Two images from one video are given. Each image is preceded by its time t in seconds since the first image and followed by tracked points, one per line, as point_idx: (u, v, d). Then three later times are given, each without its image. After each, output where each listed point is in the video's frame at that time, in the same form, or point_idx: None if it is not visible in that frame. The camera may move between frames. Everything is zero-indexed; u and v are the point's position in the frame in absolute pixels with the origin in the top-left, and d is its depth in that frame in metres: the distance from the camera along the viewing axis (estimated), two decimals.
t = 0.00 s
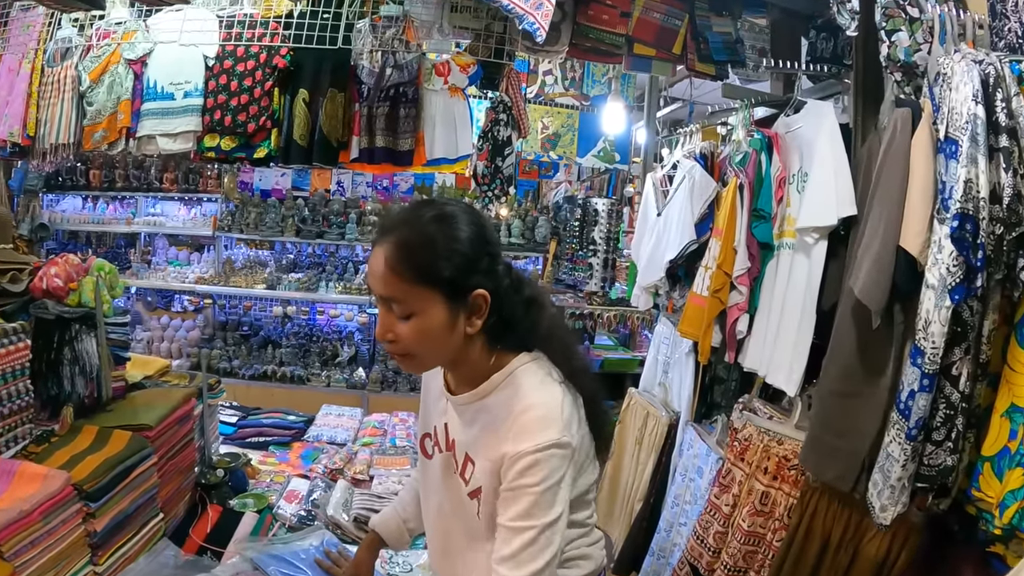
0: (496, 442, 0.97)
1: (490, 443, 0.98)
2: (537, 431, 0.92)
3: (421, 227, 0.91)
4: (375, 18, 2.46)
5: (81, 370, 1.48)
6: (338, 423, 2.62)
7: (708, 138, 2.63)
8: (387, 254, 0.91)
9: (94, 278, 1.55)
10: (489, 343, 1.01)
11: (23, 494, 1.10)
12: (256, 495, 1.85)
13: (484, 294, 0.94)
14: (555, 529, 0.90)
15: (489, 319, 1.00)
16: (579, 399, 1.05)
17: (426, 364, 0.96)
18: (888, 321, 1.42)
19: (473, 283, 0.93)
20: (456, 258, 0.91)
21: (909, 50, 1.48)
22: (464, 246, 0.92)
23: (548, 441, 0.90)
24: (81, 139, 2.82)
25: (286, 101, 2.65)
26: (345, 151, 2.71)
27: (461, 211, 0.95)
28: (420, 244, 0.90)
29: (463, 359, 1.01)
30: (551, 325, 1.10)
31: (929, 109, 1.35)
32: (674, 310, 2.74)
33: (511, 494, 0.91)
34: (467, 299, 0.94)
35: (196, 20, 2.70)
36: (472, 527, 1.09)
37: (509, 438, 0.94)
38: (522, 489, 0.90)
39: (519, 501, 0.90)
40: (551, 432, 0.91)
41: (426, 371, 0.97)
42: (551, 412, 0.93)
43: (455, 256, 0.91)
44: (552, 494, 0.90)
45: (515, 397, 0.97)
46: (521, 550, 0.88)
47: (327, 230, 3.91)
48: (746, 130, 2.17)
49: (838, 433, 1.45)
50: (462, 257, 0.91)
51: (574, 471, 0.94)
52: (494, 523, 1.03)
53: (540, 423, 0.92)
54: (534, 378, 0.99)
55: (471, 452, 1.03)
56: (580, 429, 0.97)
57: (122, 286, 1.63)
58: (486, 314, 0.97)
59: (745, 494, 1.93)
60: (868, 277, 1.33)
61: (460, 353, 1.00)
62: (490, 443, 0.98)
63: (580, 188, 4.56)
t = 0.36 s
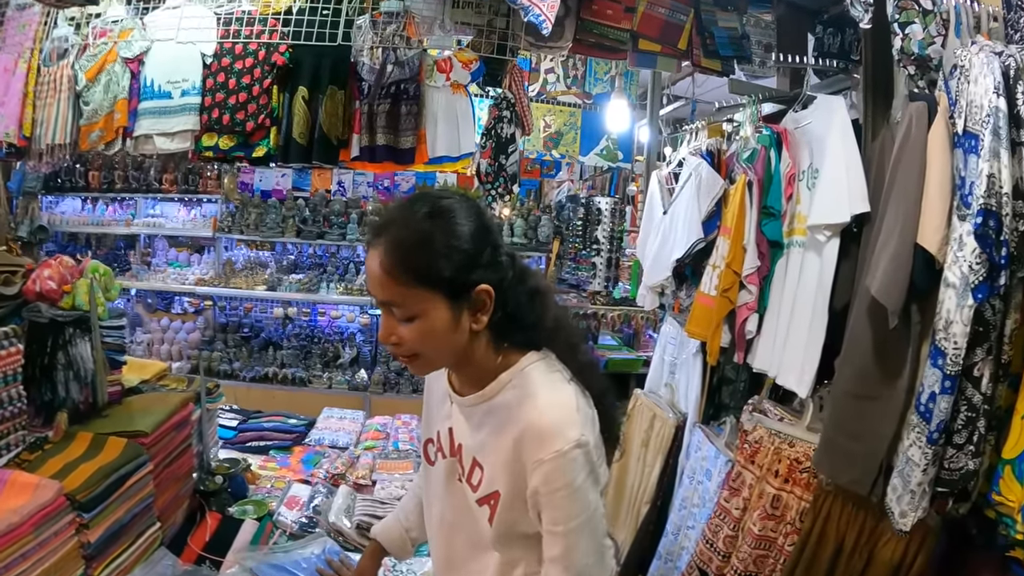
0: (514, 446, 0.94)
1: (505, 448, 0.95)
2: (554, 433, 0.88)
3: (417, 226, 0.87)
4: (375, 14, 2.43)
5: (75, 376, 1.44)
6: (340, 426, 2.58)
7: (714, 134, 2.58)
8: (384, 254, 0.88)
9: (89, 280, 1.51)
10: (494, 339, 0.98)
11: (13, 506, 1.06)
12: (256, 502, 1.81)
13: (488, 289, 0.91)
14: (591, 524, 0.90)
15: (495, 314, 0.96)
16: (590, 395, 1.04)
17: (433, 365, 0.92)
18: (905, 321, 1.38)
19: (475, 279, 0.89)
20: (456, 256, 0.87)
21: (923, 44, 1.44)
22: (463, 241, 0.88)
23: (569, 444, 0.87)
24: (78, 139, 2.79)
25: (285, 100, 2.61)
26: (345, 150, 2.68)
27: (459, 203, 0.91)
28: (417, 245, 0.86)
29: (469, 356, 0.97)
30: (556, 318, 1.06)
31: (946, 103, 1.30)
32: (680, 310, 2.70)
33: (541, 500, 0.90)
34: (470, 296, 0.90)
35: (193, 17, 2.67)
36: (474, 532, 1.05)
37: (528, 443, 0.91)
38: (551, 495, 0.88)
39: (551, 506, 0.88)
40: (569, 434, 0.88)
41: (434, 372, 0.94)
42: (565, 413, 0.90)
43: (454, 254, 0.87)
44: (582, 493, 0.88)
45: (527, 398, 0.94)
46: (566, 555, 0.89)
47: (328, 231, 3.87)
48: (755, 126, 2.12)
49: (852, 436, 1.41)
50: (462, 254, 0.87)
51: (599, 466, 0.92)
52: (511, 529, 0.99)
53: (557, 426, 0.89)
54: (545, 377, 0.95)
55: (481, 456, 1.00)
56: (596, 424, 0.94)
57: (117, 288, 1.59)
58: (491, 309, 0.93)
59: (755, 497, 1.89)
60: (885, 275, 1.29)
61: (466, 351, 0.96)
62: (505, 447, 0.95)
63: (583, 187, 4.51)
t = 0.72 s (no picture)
0: (518, 441, 0.94)
1: (508, 447, 0.95)
2: (561, 432, 0.89)
3: (389, 304, 0.82)
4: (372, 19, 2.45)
5: (72, 387, 1.44)
6: (339, 431, 2.58)
7: (712, 137, 2.57)
8: (364, 330, 0.85)
9: (86, 290, 1.51)
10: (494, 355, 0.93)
11: (11, 520, 1.06)
12: (254, 510, 1.81)
13: (476, 338, 0.86)
14: (576, 529, 0.88)
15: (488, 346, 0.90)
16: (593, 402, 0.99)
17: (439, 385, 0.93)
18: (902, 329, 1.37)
19: (461, 332, 0.84)
20: (434, 330, 0.82)
21: (922, 48, 1.43)
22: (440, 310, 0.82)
23: (576, 443, 0.88)
24: (74, 146, 2.78)
25: (282, 105, 2.61)
26: (341, 156, 2.67)
27: (428, 263, 0.84)
28: (392, 330, 0.82)
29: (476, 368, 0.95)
30: (552, 337, 0.97)
31: (945, 109, 1.29)
32: (679, 314, 2.69)
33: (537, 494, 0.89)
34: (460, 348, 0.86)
35: (189, 23, 2.66)
36: (474, 531, 1.05)
37: (534, 440, 0.91)
38: (548, 489, 0.88)
39: (546, 501, 0.88)
40: (576, 434, 0.89)
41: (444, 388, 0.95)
42: (574, 413, 0.91)
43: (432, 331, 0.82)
44: (577, 494, 0.88)
45: (533, 399, 0.94)
46: (545, 552, 0.87)
47: (327, 233, 3.87)
48: (752, 128, 2.11)
49: (851, 444, 1.40)
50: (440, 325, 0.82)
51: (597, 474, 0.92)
52: (510, 526, 0.99)
53: (564, 424, 0.90)
54: (552, 381, 0.96)
55: (485, 454, 1.00)
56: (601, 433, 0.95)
57: (114, 298, 1.59)
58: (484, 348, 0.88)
59: (753, 503, 1.89)
60: (883, 283, 1.28)
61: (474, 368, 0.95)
62: (509, 445, 0.95)
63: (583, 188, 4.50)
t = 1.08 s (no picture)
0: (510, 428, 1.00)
1: (501, 434, 1.02)
2: (548, 421, 0.95)
3: (407, 271, 0.89)
4: (371, 28, 2.54)
5: (89, 384, 1.51)
6: (344, 428, 2.65)
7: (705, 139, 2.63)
8: (379, 298, 0.91)
9: (100, 293, 1.57)
10: (491, 345, 1.04)
11: (37, 509, 1.13)
12: (263, 502, 1.88)
13: (482, 315, 0.93)
14: (562, 512, 0.94)
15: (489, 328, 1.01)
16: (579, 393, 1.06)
17: (437, 373, 1.00)
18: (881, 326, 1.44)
19: (470, 307, 0.92)
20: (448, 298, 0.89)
21: (900, 54, 1.49)
22: (453, 281, 0.90)
23: (562, 428, 0.94)
24: (83, 152, 2.85)
25: (285, 112, 2.68)
26: (345, 160, 2.71)
27: (444, 240, 0.91)
28: (408, 294, 0.88)
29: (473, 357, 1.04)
30: (543, 326, 1.08)
31: (921, 114, 1.35)
32: (674, 311, 2.76)
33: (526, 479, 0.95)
34: (466, 323, 0.93)
35: (193, 32, 2.72)
36: (472, 516, 1.11)
37: (524, 426, 0.98)
38: (536, 473, 0.93)
39: (534, 484, 0.93)
40: (563, 420, 0.95)
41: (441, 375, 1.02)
42: (561, 401, 0.98)
43: (446, 298, 0.89)
44: (564, 477, 0.93)
45: (523, 389, 1.01)
46: (534, 531, 0.93)
47: (329, 234, 3.93)
48: (742, 131, 2.17)
49: (834, 436, 1.47)
50: (454, 293, 0.90)
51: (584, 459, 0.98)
52: (505, 510, 1.05)
53: (552, 411, 0.96)
54: (541, 373, 1.03)
55: (480, 442, 1.06)
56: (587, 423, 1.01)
57: (126, 299, 1.66)
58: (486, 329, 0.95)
59: (743, 494, 1.96)
60: (861, 281, 1.35)
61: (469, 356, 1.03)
62: (502, 433, 1.02)
63: (581, 187, 4.57)
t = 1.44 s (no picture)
0: (509, 412, 1.05)
1: (501, 417, 1.06)
2: (545, 405, 1.00)
3: (420, 242, 0.96)
4: (376, 28, 2.53)
5: (108, 373, 1.56)
6: (353, 420, 2.71)
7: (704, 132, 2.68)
8: (392, 270, 0.97)
9: (118, 285, 1.63)
10: (493, 328, 1.10)
11: (61, 487, 1.18)
12: (276, 488, 1.93)
13: (489, 286, 1.01)
14: (565, 490, 0.98)
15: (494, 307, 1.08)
16: (576, 371, 1.13)
17: (443, 352, 1.05)
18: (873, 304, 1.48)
19: (478, 279, 1.00)
20: (459, 266, 0.97)
21: (888, 44, 1.54)
22: (463, 252, 0.98)
23: (559, 411, 0.99)
24: (95, 153, 2.91)
25: (294, 112, 2.73)
26: (351, 157, 2.78)
27: (452, 217, 1.00)
28: (422, 262, 0.95)
29: (476, 338, 1.09)
30: (543, 305, 1.16)
31: (907, 100, 1.40)
32: (675, 302, 2.81)
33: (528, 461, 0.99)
34: (474, 294, 1.01)
35: (203, 35, 2.79)
36: (478, 493, 1.16)
37: (522, 410, 1.02)
38: (537, 454, 0.98)
39: (535, 465, 0.98)
40: (559, 402, 0.99)
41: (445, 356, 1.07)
42: (556, 384, 1.02)
43: (457, 266, 0.97)
44: (563, 458, 0.98)
45: (521, 372, 1.05)
46: (541, 509, 0.97)
47: (336, 234, 4.01)
48: (739, 124, 2.22)
49: (831, 414, 1.50)
50: (464, 262, 0.98)
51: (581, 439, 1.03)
52: (507, 489, 1.11)
53: (549, 395, 1.01)
54: (537, 356, 1.07)
55: (483, 425, 1.11)
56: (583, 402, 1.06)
57: (143, 293, 1.71)
58: (492, 304, 1.03)
59: (745, 476, 2.00)
60: (853, 261, 1.39)
61: (472, 337, 1.09)
62: (502, 416, 1.06)
63: (585, 185, 4.61)
